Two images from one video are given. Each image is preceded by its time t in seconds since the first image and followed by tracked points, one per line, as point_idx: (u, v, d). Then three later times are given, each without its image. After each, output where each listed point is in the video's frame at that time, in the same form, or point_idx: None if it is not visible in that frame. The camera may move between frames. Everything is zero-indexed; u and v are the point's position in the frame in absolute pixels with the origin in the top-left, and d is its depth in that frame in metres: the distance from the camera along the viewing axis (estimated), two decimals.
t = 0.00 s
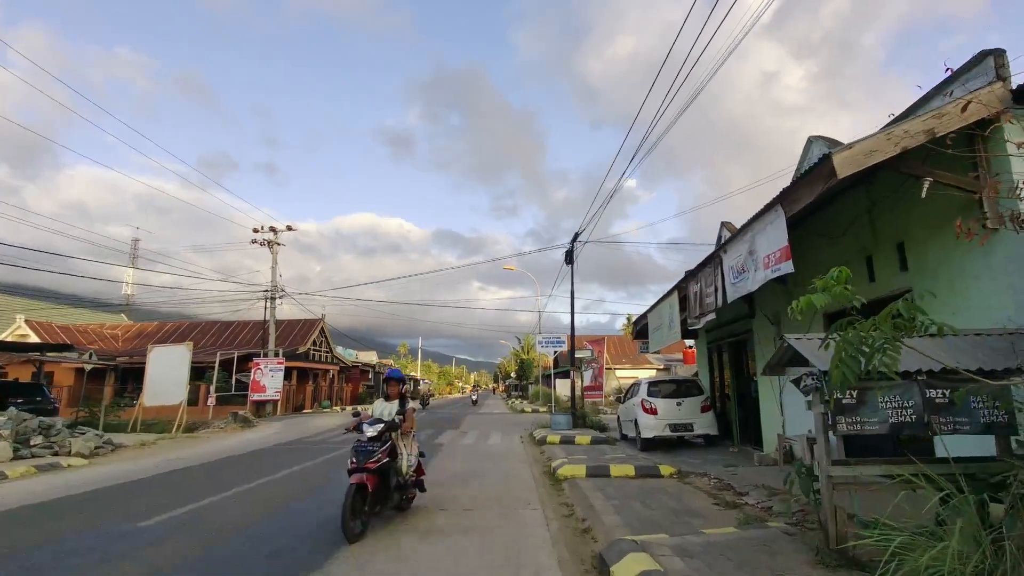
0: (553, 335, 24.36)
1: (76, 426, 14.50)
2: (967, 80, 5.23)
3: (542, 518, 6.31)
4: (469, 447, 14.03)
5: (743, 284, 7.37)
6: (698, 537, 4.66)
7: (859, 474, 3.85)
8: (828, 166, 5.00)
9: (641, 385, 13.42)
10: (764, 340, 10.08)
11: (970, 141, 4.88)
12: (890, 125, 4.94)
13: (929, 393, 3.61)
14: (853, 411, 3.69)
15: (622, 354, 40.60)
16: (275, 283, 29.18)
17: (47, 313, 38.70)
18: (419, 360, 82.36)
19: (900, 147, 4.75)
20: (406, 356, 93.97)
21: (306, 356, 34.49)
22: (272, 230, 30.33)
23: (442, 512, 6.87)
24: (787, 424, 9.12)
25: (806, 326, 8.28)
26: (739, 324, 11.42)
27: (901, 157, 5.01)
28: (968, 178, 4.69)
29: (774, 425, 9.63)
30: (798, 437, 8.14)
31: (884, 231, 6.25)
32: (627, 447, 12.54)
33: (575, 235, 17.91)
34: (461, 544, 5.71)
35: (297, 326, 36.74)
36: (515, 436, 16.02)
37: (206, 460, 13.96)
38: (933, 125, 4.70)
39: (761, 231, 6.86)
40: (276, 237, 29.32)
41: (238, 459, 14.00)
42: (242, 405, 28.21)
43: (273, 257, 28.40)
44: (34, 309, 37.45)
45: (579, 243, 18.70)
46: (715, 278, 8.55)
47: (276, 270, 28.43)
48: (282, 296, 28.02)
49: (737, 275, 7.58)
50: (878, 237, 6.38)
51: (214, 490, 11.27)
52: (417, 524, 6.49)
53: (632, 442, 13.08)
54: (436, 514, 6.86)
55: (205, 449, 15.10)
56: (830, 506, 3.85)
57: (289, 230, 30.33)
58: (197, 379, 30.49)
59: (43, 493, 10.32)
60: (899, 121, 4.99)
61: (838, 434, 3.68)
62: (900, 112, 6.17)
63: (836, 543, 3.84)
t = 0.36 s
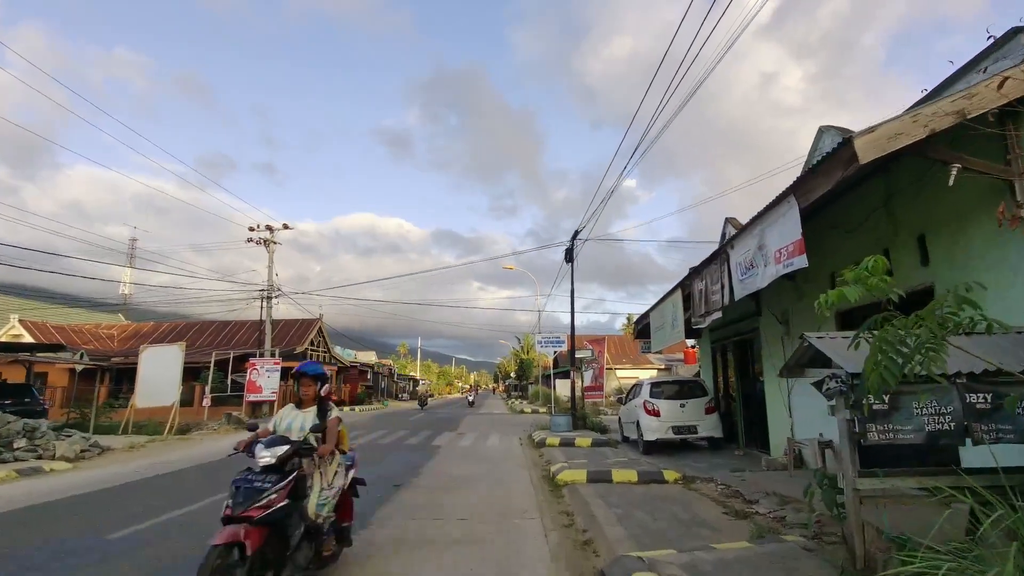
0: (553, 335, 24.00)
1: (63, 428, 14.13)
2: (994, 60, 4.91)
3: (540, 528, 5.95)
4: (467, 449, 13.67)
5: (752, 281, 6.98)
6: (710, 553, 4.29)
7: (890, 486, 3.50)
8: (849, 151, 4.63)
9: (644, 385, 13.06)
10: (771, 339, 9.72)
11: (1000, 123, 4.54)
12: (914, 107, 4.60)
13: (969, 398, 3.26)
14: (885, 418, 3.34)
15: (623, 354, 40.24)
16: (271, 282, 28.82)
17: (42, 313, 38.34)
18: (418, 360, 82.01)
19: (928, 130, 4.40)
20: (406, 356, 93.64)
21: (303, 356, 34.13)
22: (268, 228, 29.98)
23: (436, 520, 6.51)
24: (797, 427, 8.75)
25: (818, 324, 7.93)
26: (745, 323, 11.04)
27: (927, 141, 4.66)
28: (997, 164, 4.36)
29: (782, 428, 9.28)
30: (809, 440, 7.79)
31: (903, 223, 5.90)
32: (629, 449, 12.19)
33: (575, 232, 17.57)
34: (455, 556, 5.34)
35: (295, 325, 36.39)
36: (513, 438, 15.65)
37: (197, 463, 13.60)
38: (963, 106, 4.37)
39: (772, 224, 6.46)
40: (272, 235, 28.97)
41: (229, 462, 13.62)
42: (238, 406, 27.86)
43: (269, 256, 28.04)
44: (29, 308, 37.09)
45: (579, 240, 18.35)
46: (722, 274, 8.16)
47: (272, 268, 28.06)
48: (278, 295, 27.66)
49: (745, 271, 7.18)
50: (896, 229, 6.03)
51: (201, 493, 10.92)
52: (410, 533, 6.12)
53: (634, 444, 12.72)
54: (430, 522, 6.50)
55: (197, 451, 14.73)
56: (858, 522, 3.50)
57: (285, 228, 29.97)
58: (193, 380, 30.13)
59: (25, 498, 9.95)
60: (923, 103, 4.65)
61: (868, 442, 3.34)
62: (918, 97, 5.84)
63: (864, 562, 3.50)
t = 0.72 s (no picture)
0: (556, 333, 23.62)
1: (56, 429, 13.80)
2: None
3: (549, 534, 5.57)
4: (469, 449, 13.31)
5: (770, 273, 6.61)
6: (737, 565, 3.91)
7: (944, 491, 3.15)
8: (886, 127, 4.27)
9: (651, 384, 12.68)
10: (785, 336, 9.35)
11: None
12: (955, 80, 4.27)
13: None
14: (944, 416, 2.99)
15: (627, 353, 39.83)
16: (271, 280, 28.49)
17: (41, 312, 38.07)
18: (420, 359, 81.66)
19: (973, 103, 4.06)
20: (407, 356, 93.29)
21: (304, 355, 33.80)
22: (268, 226, 29.66)
23: (438, 524, 6.14)
24: (815, 426, 8.39)
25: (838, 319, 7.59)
26: (758, 319, 10.66)
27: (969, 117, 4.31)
28: None
29: (798, 428, 8.92)
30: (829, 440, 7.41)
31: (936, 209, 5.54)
32: (637, 450, 11.83)
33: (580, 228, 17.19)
34: (459, 565, 4.97)
35: (296, 324, 36.08)
36: (517, 438, 15.28)
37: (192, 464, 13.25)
38: (1011, 77, 4.03)
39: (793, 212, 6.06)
40: (272, 233, 28.63)
41: (225, 463, 13.26)
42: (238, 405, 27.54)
43: (269, 253, 27.69)
44: (28, 308, 36.80)
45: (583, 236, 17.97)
46: (736, 267, 7.78)
47: (272, 267, 27.73)
48: (278, 293, 27.31)
49: (763, 262, 6.79)
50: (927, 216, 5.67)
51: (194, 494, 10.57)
52: (410, 539, 5.77)
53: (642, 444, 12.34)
54: (431, 526, 6.13)
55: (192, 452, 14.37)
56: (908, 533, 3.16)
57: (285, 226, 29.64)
58: (193, 379, 29.82)
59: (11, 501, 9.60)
60: (964, 76, 4.32)
61: (926, 443, 3.00)
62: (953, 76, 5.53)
63: None
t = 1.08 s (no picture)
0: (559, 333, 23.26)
1: (45, 430, 13.45)
2: None
3: (557, 547, 5.21)
4: (471, 452, 12.95)
5: (790, 270, 6.27)
6: None
7: (1012, 510, 2.85)
8: (929, 106, 3.93)
9: (658, 385, 12.31)
10: (800, 335, 9.01)
11: None
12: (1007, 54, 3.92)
13: None
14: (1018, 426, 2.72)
15: (628, 353, 39.47)
16: (269, 279, 28.15)
17: (37, 311, 37.70)
18: (420, 360, 81.29)
19: None
20: (407, 356, 92.92)
21: (302, 355, 33.44)
22: (266, 225, 29.29)
23: (439, 534, 5.78)
24: (833, 429, 8.04)
25: (859, 315, 7.29)
26: (770, 317, 10.28)
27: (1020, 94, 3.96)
28: None
29: (814, 430, 8.57)
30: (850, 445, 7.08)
31: (972, 201, 5.23)
32: (644, 453, 11.48)
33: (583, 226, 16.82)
34: None
35: (294, 324, 35.72)
36: (519, 440, 14.92)
37: (186, 467, 12.89)
38: None
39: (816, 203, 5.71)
40: (270, 231, 28.28)
41: (220, 466, 12.91)
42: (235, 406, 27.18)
43: (267, 252, 27.34)
44: (24, 307, 36.44)
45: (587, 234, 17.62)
46: (752, 263, 7.44)
47: (270, 266, 27.37)
48: (276, 293, 26.95)
49: (782, 258, 6.44)
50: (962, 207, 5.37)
51: (187, 498, 10.22)
52: (409, 550, 5.40)
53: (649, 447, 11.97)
54: (431, 536, 5.77)
55: (187, 454, 14.02)
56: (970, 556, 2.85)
57: (283, 225, 29.27)
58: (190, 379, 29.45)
59: None
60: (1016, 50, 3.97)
61: (997, 456, 2.72)
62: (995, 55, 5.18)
63: None
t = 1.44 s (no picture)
0: (560, 330, 22.85)
1: (30, 429, 13.05)
2: None
3: (562, 556, 4.82)
4: (470, 452, 12.56)
5: (808, 258, 5.88)
6: None
7: None
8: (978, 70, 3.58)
9: (664, 383, 11.92)
10: (813, 330, 8.63)
11: None
12: None
13: None
14: None
15: (630, 352, 39.09)
16: (266, 278, 27.77)
17: (32, 310, 37.31)
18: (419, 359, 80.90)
19: None
20: (407, 356, 92.57)
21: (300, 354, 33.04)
22: (263, 222, 28.89)
23: (435, 542, 5.38)
24: (849, 429, 7.67)
25: (879, 309, 6.92)
26: (780, 313, 9.91)
27: None
28: None
29: (830, 430, 8.17)
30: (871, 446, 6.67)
31: (1009, 182, 4.87)
32: (649, 453, 11.09)
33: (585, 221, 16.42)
34: None
35: (292, 323, 35.32)
36: (520, 441, 14.53)
37: (175, 468, 12.49)
38: None
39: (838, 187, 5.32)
40: (266, 229, 27.89)
41: (212, 467, 12.49)
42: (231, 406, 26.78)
43: (262, 249, 26.94)
44: (19, 305, 36.04)
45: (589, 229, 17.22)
46: (766, 253, 7.05)
47: (266, 264, 27.00)
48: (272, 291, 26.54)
49: (800, 246, 6.05)
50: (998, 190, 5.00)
51: (173, 501, 9.80)
52: (401, 559, 5.01)
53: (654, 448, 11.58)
54: (426, 545, 5.37)
55: (177, 455, 13.60)
56: None
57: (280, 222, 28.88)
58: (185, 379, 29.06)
59: None
60: None
61: None
62: None
63: None
